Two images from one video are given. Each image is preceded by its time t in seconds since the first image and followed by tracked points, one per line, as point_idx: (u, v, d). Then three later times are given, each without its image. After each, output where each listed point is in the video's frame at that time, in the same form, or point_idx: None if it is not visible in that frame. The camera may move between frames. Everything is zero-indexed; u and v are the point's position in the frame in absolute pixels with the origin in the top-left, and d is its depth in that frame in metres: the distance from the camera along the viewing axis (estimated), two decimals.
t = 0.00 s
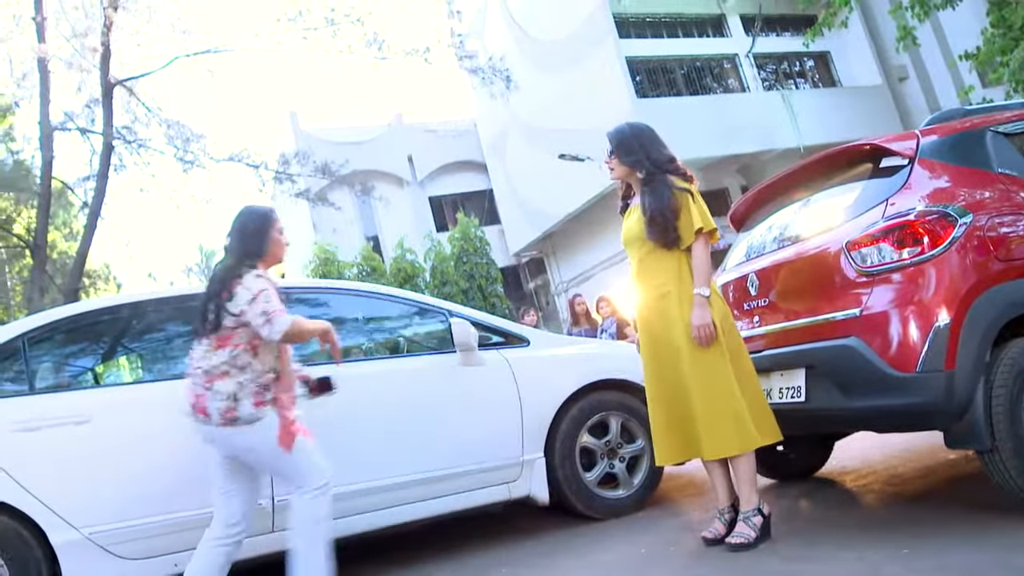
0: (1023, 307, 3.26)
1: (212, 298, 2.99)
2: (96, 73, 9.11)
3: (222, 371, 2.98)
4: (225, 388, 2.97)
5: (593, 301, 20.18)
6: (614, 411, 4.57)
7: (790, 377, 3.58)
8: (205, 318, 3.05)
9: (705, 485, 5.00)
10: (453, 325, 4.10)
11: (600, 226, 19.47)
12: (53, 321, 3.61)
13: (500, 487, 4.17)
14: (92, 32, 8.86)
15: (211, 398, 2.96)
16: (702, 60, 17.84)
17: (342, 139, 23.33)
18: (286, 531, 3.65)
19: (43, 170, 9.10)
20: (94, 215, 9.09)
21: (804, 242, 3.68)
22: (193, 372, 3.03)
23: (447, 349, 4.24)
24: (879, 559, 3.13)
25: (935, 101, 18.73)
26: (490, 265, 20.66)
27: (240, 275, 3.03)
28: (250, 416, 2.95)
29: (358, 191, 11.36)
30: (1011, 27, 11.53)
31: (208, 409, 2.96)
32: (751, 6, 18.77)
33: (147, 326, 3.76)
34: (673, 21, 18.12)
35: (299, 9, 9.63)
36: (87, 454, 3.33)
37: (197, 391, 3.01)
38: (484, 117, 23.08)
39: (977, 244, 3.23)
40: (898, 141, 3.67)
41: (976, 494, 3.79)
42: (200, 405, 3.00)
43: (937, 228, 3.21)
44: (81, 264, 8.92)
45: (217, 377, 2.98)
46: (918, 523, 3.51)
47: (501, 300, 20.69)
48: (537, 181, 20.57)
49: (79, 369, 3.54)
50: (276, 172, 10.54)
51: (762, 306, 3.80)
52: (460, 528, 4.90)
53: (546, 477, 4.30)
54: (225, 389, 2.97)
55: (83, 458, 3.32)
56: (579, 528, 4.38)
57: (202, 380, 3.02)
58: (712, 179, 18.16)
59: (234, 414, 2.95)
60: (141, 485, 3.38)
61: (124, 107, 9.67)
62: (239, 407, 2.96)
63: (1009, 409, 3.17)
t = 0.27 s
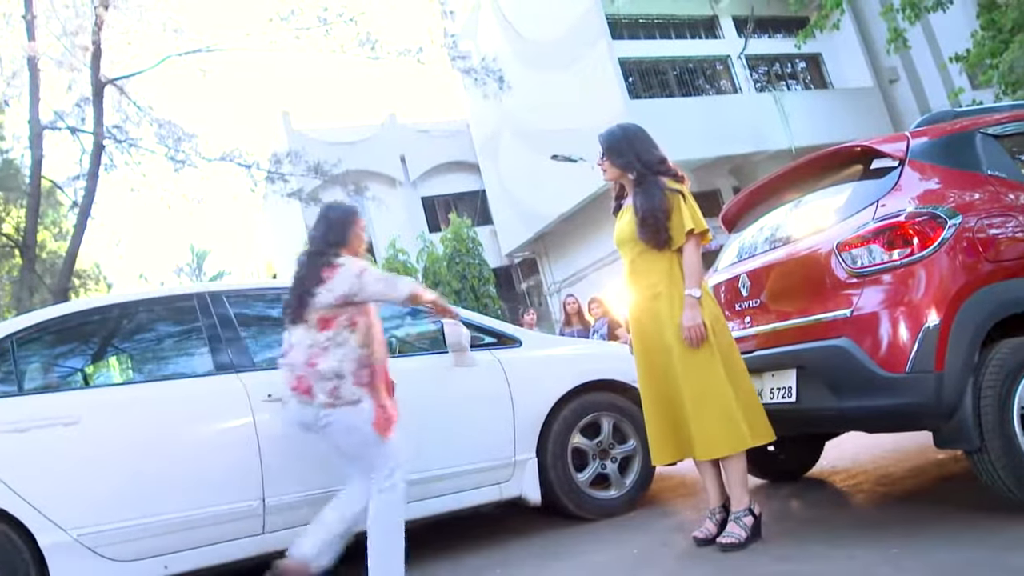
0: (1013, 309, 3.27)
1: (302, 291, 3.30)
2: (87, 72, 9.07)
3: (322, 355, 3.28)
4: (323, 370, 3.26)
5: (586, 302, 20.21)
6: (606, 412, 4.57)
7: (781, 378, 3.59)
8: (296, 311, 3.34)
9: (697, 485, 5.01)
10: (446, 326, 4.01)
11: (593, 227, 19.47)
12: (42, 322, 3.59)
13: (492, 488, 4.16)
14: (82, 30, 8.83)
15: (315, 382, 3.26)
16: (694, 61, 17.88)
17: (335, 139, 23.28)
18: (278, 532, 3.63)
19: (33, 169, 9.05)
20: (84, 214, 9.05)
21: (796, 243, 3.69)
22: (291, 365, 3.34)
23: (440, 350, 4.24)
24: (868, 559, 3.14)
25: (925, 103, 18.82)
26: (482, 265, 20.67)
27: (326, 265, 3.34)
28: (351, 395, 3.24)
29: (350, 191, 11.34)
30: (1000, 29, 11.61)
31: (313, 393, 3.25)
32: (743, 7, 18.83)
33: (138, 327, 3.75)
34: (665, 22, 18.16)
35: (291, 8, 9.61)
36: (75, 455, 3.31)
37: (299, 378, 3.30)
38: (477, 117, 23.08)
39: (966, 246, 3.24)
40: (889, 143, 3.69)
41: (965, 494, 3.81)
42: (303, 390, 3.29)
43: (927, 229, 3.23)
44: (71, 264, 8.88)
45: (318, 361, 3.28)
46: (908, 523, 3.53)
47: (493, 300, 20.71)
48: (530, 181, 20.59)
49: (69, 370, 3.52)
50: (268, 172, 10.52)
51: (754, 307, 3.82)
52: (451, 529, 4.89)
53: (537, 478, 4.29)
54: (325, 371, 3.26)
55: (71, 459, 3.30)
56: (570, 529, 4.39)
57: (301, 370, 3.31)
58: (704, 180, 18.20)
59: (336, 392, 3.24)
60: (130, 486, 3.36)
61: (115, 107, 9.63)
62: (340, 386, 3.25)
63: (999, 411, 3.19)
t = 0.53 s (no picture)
0: (995, 309, 3.30)
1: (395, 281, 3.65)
2: (71, 69, 9.01)
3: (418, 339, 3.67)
4: (420, 351, 3.67)
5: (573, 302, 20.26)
6: (593, 411, 4.58)
7: (767, 377, 3.61)
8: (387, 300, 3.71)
9: (683, 485, 5.03)
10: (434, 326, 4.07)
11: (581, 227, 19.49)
12: (26, 321, 3.57)
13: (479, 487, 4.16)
14: (66, 26, 8.77)
15: (414, 363, 3.64)
16: (682, 62, 17.93)
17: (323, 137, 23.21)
18: (263, 534, 3.61)
19: (16, 167, 8.96)
20: (68, 213, 8.97)
21: (782, 243, 3.72)
22: (384, 354, 3.68)
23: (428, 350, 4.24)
24: (853, 556, 3.16)
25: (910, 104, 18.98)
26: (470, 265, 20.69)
27: (418, 258, 3.73)
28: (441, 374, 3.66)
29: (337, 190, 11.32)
30: (983, 32, 11.73)
31: (413, 373, 3.63)
32: (730, 8, 18.90)
33: (122, 326, 3.72)
34: (653, 23, 18.21)
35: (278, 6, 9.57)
36: (59, 455, 3.28)
37: (394, 364, 3.65)
38: (465, 117, 23.08)
39: (949, 246, 3.27)
40: (874, 144, 3.71)
41: (947, 492, 3.85)
42: (399, 375, 3.64)
43: (911, 230, 3.26)
44: (55, 263, 8.81)
45: (414, 345, 3.66)
46: (892, 521, 3.56)
47: (480, 300, 20.73)
48: (518, 181, 20.61)
49: (52, 370, 3.50)
50: (255, 171, 10.47)
51: (740, 307, 3.83)
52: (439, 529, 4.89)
53: (525, 478, 4.30)
54: (421, 352, 3.67)
55: (55, 459, 3.27)
56: (557, 529, 4.39)
57: (396, 354, 3.68)
58: (691, 180, 18.27)
59: (432, 369, 3.65)
60: (114, 487, 3.34)
61: (100, 104, 9.55)
62: (436, 364, 3.66)
63: (981, 410, 3.22)
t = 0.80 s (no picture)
0: (977, 307, 3.33)
1: (476, 274, 3.70)
2: (54, 63, 8.94)
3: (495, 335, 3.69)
4: (496, 347, 3.69)
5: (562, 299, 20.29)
6: (581, 408, 4.59)
7: (752, 374, 3.63)
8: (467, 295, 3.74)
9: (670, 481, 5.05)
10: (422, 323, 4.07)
11: (569, 224, 19.52)
12: (8, 318, 3.53)
13: (467, 485, 4.15)
14: (50, 20, 8.66)
15: (490, 358, 3.66)
16: (670, 60, 17.98)
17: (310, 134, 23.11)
18: (250, 532, 3.60)
19: None
20: (52, 209, 8.89)
21: (768, 241, 3.73)
22: (457, 348, 3.69)
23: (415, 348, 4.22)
24: (837, 552, 3.19)
25: (895, 103, 19.12)
26: (458, 262, 20.69)
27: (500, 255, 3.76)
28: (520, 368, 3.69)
29: (325, 187, 11.28)
30: (967, 33, 11.84)
31: (490, 368, 3.64)
32: (718, 7, 18.95)
33: (106, 323, 3.70)
34: (641, 21, 18.24)
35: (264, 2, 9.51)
36: (41, 453, 3.26)
37: (470, 358, 3.66)
38: (453, 114, 23.03)
39: (933, 244, 3.30)
40: (859, 142, 3.74)
41: (930, 488, 3.88)
42: (473, 369, 3.64)
43: (895, 229, 3.28)
44: (38, 259, 8.73)
45: (489, 342, 3.67)
46: (876, 516, 3.59)
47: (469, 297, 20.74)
48: (506, 179, 20.60)
49: (35, 367, 3.46)
50: (242, 168, 10.40)
51: (727, 304, 3.85)
52: (426, 526, 4.89)
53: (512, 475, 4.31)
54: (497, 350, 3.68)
55: (37, 457, 3.25)
56: (545, 525, 4.40)
57: (472, 348, 3.68)
58: (678, 178, 18.32)
59: (508, 368, 3.68)
60: (98, 485, 3.32)
61: (83, 99, 9.47)
62: (511, 362, 3.69)
63: (963, 406, 3.25)
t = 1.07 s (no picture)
0: (964, 302, 3.35)
1: (513, 261, 3.99)
2: (40, 56, 8.87)
3: (525, 318, 4.03)
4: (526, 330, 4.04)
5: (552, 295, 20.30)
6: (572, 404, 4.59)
7: (742, 369, 3.65)
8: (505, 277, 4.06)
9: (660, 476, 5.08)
10: (412, 319, 4.09)
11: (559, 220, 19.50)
12: None
13: (457, 480, 4.16)
14: (36, 12, 8.62)
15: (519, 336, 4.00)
16: (660, 56, 17.99)
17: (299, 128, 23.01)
18: (240, 527, 3.59)
19: None
20: (38, 203, 8.82)
21: (758, 236, 3.75)
22: (490, 325, 4.06)
23: (406, 343, 4.22)
24: (825, 545, 3.21)
25: (884, 100, 19.20)
26: (449, 257, 20.67)
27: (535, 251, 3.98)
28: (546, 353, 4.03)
29: (314, 182, 11.24)
30: (956, 30, 11.89)
31: (518, 346, 3.98)
32: (708, 3, 18.97)
33: (94, 318, 3.68)
34: (632, 16, 18.23)
35: None
36: (29, 449, 3.24)
37: (501, 334, 4.02)
38: (444, 109, 22.99)
39: (921, 241, 3.32)
40: (848, 139, 3.75)
41: (917, 482, 3.91)
42: (503, 344, 4.00)
43: (884, 224, 3.30)
44: (25, 254, 8.66)
45: (519, 322, 4.03)
46: (864, 510, 3.62)
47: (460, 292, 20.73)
48: (496, 174, 20.58)
49: (21, 363, 3.44)
50: (231, 163, 10.34)
51: (716, 300, 3.86)
52: (417, 521, 4.89)
53: (503, 470, 4.31)
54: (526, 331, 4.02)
55: (24, 453, 3.22)
56: (535, 520, 4.42)
57: (503, 327, 4.04)
58: (669, 173, 18.35)
59: (535, 350, 4.02)
60: (86, 481, 3.30)
61: (70, 92, 9.39)
62: (539, 347, 4.04)
63: (950, 400, 3.27)
